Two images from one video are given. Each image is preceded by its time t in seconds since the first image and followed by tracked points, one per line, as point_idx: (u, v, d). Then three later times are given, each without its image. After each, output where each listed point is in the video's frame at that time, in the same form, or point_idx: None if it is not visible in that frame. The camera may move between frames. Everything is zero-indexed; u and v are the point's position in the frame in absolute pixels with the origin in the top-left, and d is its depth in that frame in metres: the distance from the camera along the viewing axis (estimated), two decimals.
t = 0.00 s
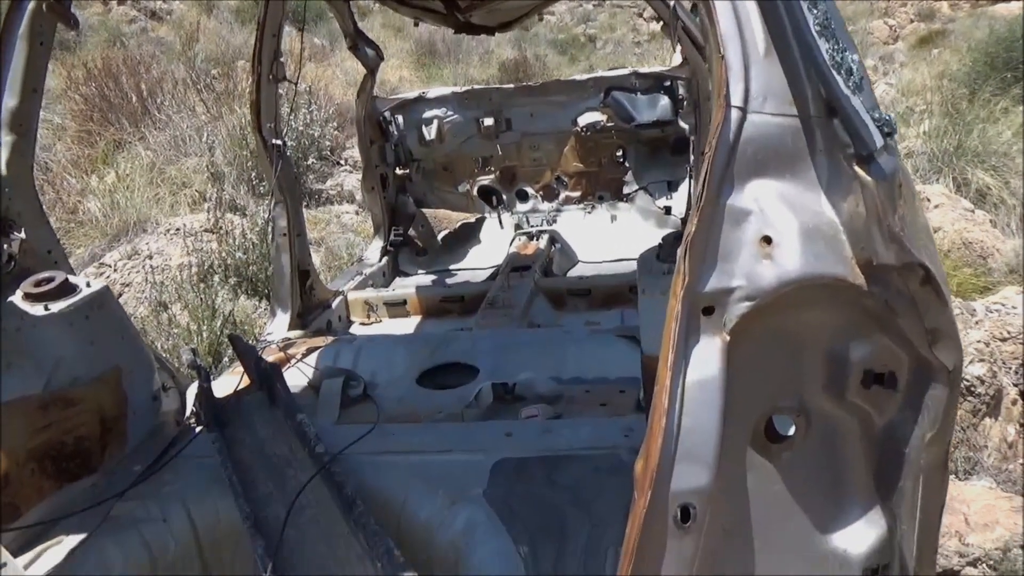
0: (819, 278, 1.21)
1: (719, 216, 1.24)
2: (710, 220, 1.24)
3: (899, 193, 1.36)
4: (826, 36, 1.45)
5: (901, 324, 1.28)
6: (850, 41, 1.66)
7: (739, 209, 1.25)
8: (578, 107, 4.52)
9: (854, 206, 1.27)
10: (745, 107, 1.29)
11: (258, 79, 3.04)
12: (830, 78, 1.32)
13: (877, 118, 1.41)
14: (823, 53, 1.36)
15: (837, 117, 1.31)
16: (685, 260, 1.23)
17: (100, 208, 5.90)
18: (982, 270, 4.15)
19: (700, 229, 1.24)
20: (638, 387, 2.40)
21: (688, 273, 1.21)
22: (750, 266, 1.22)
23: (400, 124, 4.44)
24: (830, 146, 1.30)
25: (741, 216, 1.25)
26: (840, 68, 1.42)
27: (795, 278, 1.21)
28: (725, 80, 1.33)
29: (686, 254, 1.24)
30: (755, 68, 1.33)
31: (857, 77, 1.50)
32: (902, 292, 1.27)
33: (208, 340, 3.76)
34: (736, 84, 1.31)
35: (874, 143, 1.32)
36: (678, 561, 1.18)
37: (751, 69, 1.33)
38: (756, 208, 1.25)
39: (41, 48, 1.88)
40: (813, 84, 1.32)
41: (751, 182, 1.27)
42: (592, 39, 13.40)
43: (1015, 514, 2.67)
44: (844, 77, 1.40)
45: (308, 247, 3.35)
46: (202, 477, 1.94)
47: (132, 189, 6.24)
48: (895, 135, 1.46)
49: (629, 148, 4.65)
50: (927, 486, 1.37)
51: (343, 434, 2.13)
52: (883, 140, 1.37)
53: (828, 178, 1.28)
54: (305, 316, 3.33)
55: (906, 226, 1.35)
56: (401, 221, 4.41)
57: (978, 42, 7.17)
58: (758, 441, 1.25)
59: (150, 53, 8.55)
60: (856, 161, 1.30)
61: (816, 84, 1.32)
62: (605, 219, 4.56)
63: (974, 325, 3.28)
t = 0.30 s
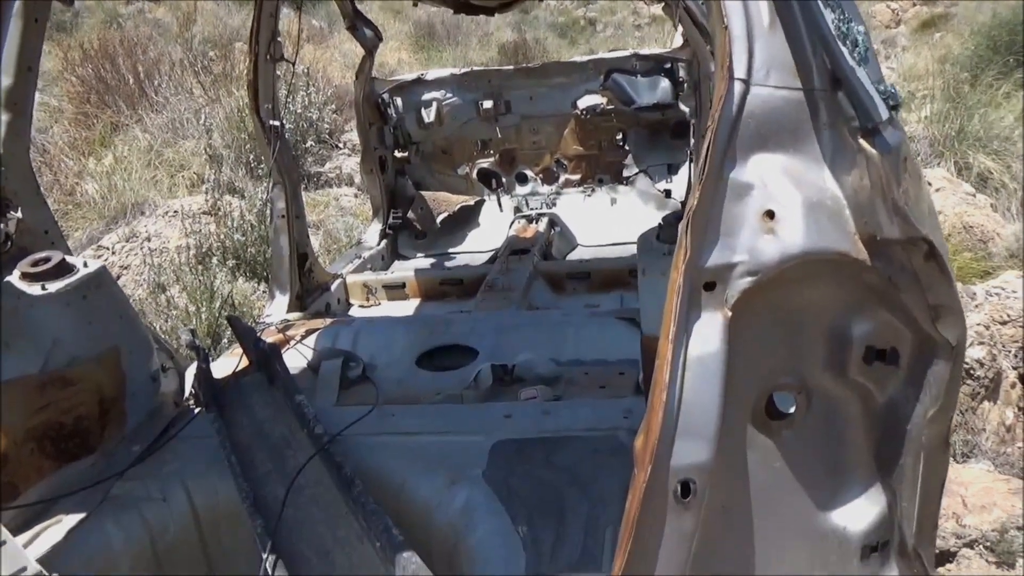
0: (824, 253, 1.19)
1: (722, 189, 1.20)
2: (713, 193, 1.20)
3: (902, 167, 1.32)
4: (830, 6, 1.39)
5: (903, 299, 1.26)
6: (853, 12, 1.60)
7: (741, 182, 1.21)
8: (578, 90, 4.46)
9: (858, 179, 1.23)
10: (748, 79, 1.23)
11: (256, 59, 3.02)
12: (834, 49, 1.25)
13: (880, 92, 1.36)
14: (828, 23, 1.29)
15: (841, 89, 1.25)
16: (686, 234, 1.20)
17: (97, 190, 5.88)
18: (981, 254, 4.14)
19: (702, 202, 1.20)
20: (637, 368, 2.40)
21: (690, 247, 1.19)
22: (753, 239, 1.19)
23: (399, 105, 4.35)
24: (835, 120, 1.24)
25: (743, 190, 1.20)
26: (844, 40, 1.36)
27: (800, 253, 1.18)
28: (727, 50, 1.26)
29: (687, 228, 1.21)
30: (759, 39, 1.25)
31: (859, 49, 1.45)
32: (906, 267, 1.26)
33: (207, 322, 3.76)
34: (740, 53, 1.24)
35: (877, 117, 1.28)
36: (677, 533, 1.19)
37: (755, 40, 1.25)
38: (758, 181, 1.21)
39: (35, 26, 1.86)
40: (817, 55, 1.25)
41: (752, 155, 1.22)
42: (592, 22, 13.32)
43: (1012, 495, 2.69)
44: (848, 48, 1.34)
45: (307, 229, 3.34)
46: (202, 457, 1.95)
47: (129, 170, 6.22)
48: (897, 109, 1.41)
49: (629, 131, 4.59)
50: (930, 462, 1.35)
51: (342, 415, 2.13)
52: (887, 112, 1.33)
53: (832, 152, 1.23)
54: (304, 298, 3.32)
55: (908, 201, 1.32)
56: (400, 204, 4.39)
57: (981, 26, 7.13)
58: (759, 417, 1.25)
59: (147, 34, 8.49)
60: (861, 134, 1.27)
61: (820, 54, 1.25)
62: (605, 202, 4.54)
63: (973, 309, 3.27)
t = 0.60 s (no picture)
0: (828, 225, 1.16)
1: (725, 161, 1.17)
2: (716, 164, 1.16)
3: (907, 138, 1.29)
4: None
5: (907, 272, 1.24)
6: None
7: (744, 153, 1.17)
8: (578, 71, 4.40)
9: (863, 150, 1.20)
10: (753, 48, 1.19)
11: (253, 37, 2.98)
12: (841, 17, 1.21)
13: (887, 62, 1.33)
14: None
15: (848, 58, 1.21)
16: (687, 205, 1.17)
17: (94, 170, 5.85)
18: (981, 238, 4.14)
19: (704, 172, 1.16)
20: (636, 350, 2.40)
21: (691, 219, 1.16)
22: (756, 211, 1.16)
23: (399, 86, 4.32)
24: (840, 90, 1.20)
25: (745, 161, 1.17)
26: (851, 9, 1.32)
27: (805, 225, 1.16)
28: (731, 17, 1.21)
29: (689, 198, 1.17)
30: (764, 7, 1.21)
31: (867, 19, 1.41)
32: (910, 240, 1.23)
33: (205, 302, 3.74)
34: (744, 21, 1.20)
35: (884, 86, 1.24)
36: (676, 507, 1.18)
37: (760, 7, 1.21)
38: (761, 153, 1.17)
39: None
40: (825, 23, 1.21)
41: (756, 126, 1.18)
42: (591, 5, 13.25)
43: (1009, 477, 2.69)
44: (856, 17, 1.30)
45: (305, 210, 3.33)
46: (200, 436, 1.94)
47: (126, 150, 6.19)
48: (904, 80, 1.37)
49: (629, 113, 4.56)
50: (931, 437, 1.30)
51: (339, 394, 2.12)
52: (894, 83, 1.29)
53: (837, 123, 1.19)
54: (302, 279, 3.33)
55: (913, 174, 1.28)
56: (398, 185, 4.37)
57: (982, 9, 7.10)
58: (758, 392, 1.24)
59: (143, 13, 8.42)
60: (866, 104, 1.22)
61: (827, 22, 1.21)
62: (604, 184, 4.53)
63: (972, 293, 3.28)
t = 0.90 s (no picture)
0: (830, 201, 1.16)
1: (726, 135, 1.15)
2: (717, 139, 1.15)
3: (912, 113, 1.27)
4: None
5: (909, 249, 1.23)
6: None
7: (745, 128, 1.16)
8: (578, 54, 4.34)
9: (866, 125, 1.19)
10: (755, 21, 1.17)
11: (250, 17, 2.95)
12: None
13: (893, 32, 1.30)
14: None
15: (852, 31, 1.19)
16: (688, 179, 1.16)
17: (91, 152, 5.82)
18: (981, 224, 4.15)
19: (706, 145, 1.15)
20: (634, 333, 2.39)
21: (692, 193, 1.15)
22: (758, 186, 1.15)
23: (396, 69, 4.27)
24: (843, 63, 1.19)
25: (746, 135, 1.16)
26: None
27: (807, 201, 1.15)
28: None
29: (690, 172, 1.16)
30: None
31: None
32: (912, 216, 1.23)
33: (203, 285, 3.74)
34: None
35: (890, 59, 1.22)
36: (674, 482, 1.18)
37: None
38: (763, 127, 1.16)
39: None
40: None
41: (758, 101, 1.17)
42: None
43: (1005, 461, 2.75)
44: None
45: (302, 192, 3.31)
46: (198, 417, 1.95)
47: (123, 132, 6.16)
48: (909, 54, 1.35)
49: (628, 97, 4.53)
50: (931, 413, 1.31)
51: (337, 376, 2.11)
52: (900, 54, 1.26)
53: (840, 98, 1.19)
54: (300, 262, 3.32)
55: (917, 148, 1.26)
56: (396, 169, 4.35)
57: None
58: (758, 369, 1.23)
59: None
60: (870, 77, 1.21)
61: None
62: (603, 169, 4.56)
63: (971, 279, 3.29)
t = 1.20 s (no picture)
0: (831, 172, 1.13)
1: (727, 104, 1.13)
2: (719, 107, 1.13)
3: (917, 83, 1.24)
4: None
5: (911, 221, 1.21)
6: None
7: (746, 97, 1.13)
8: (578, 35, 4.30)
9: (869, 94, 1.16)
10: None
11: None
12: None
13: None
14: None
15: None
16: (689, 148, 1.15)
17: (86, 131, 5.78)
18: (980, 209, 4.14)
19: (707, 113, 1.13)
20: (632, 314, 2.39)
21: (693, 162, 1.13)
22: (760, 156, 1.13)
23: (394, 48, 4.20)
24: (848, 31, 1.15)
25: (748, 104, 1.13)
26: None
27: (808, 171, 1.13)
28: None
29: (692, 140, 1.15)
30: None
31: None
32: (916, 188, 1.20)
33: (199, 264, 3.73)
34: None
35: (895, 26, 1.18)
36: (671, 452, 1.18)
37: None
38: (765, 96, 1.13)
39: None
40: None
41: (760, 69, 1.14)
42: None
43: (999, 444, 2.79)
44: None
45: (299, 171, 3.29)
46: (194, 394, 1.94)
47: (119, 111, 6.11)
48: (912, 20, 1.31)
49: (627, 80, 4.49)
50: (935, 388, 1.29)
51: (334, 353, 2.11)
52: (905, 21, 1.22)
53: (844, 67, 1.15)
54: (296, 242, 3.30)
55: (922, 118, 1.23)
56: (394, 149, 4.33)
57: None
58: (756, 341, 1.23)
59: None
60: (874, 45, 1.18)
61: None
62: (602, 152, 4.53)
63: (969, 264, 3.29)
